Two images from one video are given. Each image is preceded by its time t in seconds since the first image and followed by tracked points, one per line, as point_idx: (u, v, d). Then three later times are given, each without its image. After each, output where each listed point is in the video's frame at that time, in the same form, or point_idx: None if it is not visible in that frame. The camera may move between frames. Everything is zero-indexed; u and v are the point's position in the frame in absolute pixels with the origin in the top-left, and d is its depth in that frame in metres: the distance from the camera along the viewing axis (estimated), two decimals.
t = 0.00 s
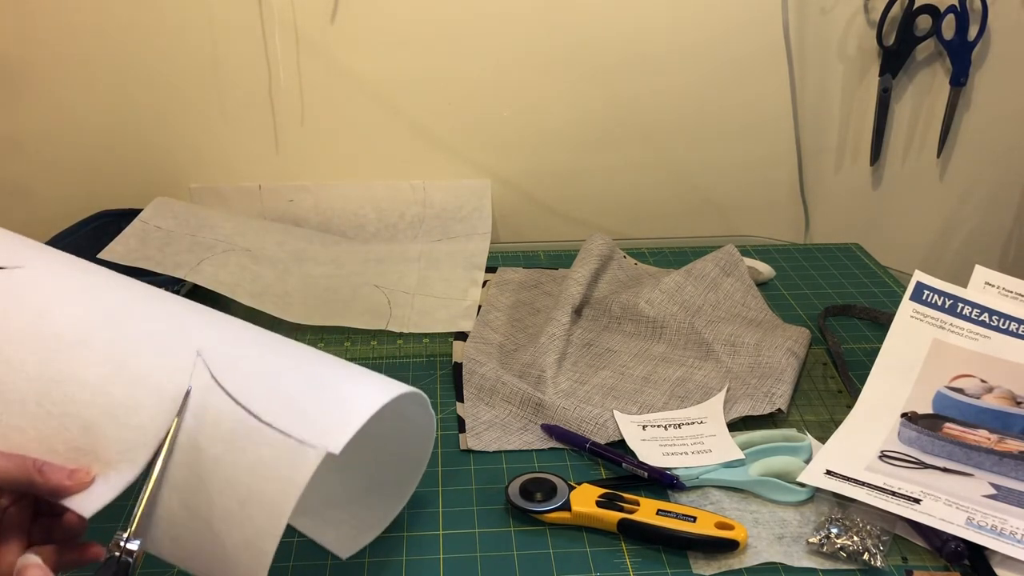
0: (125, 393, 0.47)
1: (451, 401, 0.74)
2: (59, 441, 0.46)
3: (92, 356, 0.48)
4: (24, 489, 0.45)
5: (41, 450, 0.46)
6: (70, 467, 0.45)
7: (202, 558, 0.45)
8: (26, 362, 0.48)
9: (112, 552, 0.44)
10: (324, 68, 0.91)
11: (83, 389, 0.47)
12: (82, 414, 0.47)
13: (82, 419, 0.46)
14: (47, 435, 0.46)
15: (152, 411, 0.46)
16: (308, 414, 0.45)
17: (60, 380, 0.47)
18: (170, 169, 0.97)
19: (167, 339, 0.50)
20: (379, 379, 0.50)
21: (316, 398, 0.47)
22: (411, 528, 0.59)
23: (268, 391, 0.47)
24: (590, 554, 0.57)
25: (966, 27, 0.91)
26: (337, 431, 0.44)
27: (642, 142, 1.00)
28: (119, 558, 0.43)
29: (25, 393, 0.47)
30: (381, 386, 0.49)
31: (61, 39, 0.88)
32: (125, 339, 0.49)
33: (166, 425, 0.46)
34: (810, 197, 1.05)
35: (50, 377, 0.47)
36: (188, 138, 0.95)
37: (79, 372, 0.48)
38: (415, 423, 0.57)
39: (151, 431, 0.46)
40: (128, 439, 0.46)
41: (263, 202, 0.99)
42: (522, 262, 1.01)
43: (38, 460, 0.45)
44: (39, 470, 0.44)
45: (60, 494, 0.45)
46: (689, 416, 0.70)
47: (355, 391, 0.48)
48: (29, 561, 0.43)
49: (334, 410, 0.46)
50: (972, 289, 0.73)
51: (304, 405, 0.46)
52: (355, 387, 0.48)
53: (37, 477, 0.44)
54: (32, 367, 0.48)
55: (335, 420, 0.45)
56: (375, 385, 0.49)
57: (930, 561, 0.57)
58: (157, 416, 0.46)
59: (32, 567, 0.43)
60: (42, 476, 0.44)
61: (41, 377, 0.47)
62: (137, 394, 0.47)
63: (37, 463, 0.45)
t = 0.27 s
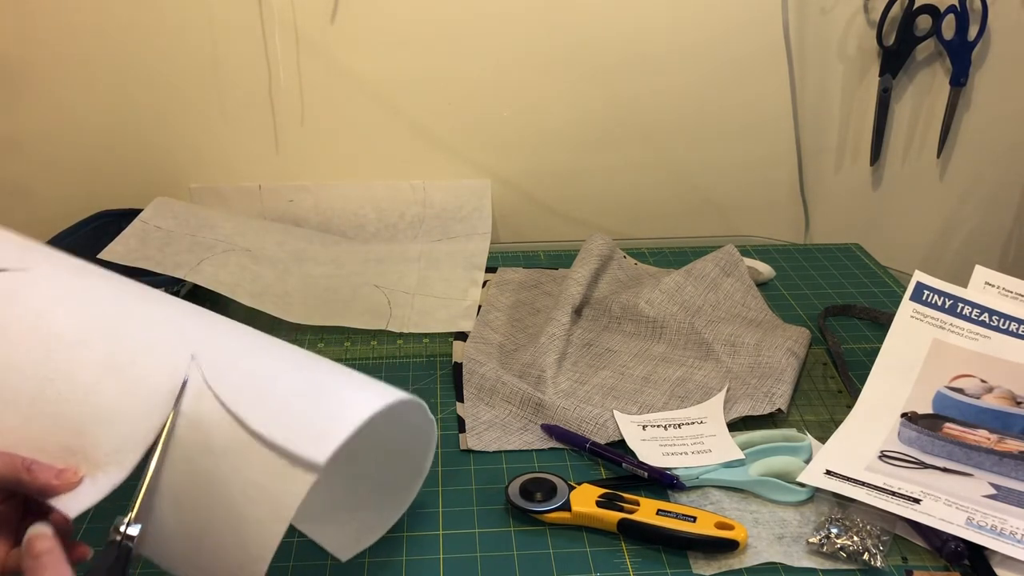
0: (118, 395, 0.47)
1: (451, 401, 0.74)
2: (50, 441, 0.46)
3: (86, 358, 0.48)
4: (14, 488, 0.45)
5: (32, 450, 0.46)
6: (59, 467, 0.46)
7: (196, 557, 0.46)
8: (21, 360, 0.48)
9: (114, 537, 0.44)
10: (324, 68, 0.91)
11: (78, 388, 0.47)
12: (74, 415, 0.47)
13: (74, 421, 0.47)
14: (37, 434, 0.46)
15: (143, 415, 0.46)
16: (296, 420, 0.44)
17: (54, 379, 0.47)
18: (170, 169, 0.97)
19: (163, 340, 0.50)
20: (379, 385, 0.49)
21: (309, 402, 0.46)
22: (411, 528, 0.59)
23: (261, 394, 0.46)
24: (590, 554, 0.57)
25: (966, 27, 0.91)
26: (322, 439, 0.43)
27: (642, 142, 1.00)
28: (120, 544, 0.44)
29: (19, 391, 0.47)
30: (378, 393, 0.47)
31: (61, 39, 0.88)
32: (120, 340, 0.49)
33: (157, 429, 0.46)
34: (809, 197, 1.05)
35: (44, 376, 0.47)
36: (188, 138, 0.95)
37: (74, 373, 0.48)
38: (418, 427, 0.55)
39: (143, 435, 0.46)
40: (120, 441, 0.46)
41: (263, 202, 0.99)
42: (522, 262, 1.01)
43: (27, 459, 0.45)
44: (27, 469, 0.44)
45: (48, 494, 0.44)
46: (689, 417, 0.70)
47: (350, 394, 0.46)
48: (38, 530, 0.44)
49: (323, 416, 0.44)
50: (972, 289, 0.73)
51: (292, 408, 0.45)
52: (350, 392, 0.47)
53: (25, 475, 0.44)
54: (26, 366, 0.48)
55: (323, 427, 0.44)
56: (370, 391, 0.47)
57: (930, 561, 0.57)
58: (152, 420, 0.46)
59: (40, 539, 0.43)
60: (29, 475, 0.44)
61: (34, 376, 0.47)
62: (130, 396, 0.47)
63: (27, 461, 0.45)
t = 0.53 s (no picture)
0: (103, 397, 0.47)
1: (451, 401, 0.74)
2: (38, 443, 0.46)
3: (78, 361, 0.48)
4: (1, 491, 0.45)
5: (20, 452, 0.46)
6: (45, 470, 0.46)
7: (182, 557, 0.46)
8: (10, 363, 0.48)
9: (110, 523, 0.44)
10: (324, 68, 0.91)
11: (65, 391, 0.47)
12: (60, 418, 0.47)
13: (61, 423, 0.47)
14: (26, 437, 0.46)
15: (131, 418, 0.46)
16: (280, 416, 0.44)
17: (41, 381, 0.48)
18: (171, 169, 0.97)
19: (150, 340, 0.50)
20: (370, 381, 0.48)
21: (296, 398, 0.45)
22: (411, 528, 0.59)
23: (249, 390, 0.46)
24: (590, 554, 0.57)
25: (966, 28, 0.91)
26: (303, 436, 0.43)
27: (642, 142, 1.00)
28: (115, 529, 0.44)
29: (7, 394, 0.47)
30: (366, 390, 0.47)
31: (61, 39, 0.88)
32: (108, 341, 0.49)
33: (142, 430, 0.46)
34: (809, 197, 1.05)
35: (32, 379, 0.48)
36: (188, 138, 0.95)
37: (61, 375, 0.48)
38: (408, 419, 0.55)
39: (128, 437, 0.46)
40: (106, 443, 0.46)
41: (263, 202, 0.99)
42: (522, 262, 1.01)
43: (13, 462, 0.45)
44: (14, 472, 0.44)
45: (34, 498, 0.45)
46: (689, 417, 0.70)
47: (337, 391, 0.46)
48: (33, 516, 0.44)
49: (307, 412, 0.44)
50: (972, 289, 0.73)
51: (278, 404, 0.45)
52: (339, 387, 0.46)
53: (11, 479, 0.44)
54: (17, 368, 0.48)
55: (306, 423, 0.44)
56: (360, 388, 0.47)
57: (930, 561, 0.57)
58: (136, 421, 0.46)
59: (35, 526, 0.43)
60: (15, 478, 0.44)
61: (22, 379, 0.48)
62: (115, 398, 0.47)
63: (13, 464, 0.45)
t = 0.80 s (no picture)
0: (95, 396, 0.47)
1: (451, 401, 0.74)
2: (31, 440, 0.47)
3: (73, 359, 0.48)
4: None
5: (13, 448, 0.46)
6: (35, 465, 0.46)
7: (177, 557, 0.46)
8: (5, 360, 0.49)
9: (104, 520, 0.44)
10: (324, 68, 0.91)
11: (58, 388, 0.47)
12: (53, 414, 0.47)
13: (53, 421, 0.47)
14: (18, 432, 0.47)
15: (121, 417, 0.46)
16: (268, 415, 0.44)
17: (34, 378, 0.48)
18: (171, 169, 0.97)
19: (144, 339, 0.50)
20: (364, 381, 0.47)
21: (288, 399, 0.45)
22: (411, 528, 0.59)
23: (242, 390, 0.46)
24: (590, 554, 0.57)
25: (966, 27, 0.91)
26: (289, 435, 0.42)
27: (642, 142, 1.00)
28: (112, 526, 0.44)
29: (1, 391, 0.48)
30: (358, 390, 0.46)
31: (61, 39, 0.88)
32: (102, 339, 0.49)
33: (132, 429, 0.46)
34: (809, 197, 1.05)
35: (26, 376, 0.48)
36: (187, 138, 0.95)
37: (55, 373, 0.48)
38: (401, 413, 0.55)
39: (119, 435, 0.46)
40: (96, 441, 0.46)
41: (263, 202, 0.99)
42: (522, 262, 1.01)
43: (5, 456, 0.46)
44: (4, 465, 0.45)
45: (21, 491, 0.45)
46: (689, 417, 0.70)
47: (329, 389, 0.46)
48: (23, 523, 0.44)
49: (295, 411, 0.44)
50: (972, 289, 0.73)
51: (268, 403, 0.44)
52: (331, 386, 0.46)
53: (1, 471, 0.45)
54: (13, 364, 0.48)
55: (294, 422, 0.43)
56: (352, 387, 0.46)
57: (930, 561, 0.57)
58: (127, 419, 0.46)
59: (27, 533, 0.43)
60: (5, 470, 0.45)
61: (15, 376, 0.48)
62: (107, 396, 0.47)
63: (5, 459, 0.45)
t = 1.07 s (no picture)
0: (96, 396, 0.47)
1: (451, 401, 0.74)
2: (28, 440, 0.46)
3: (73, 361, 0.48)
4: None
5: (10, 449, 0.46)
6: (34, 467, 0.46)
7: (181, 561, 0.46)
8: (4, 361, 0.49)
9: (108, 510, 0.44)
10: (324, 67, 0.91)
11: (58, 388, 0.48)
12: (53, 416, 0.47)
13: (51, 422, 0.47)
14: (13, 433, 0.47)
15: (121, 421, 0.46)
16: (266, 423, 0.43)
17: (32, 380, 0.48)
18: (171, 169, 0.97)
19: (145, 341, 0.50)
20: (365, 386, 0.46)
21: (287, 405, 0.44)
22: (410, 527, 0.59)
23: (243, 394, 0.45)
24: (590, 554, 0.57)
25: (966, 28, 0.91)
26: (290, 444, 0.42)
27: (642, 142, 1.00)
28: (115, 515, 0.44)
29: None
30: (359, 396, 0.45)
31: (61, 39, 0.88)
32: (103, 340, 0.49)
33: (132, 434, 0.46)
34: (809, 197, 1.05)
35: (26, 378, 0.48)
36: (187, 138, 0.95)
37: (55, 376, 0.48)
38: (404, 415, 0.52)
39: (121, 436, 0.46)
40: (96, 444, 0.46)
41: (263, 202, 0.99)
42: (522, 262, 1.01)
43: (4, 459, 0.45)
44: (3, 468, 0.45)
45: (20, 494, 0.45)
46: (689, 416, 0.70)
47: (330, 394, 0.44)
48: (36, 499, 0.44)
49: (294, 420, 0.43)
50: (972, 289, 0.73)
51: (267, 411, 0.44)
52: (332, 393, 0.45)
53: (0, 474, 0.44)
54: (12, 365, 0.48)
55: (293, 431, 0.42)
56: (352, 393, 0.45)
57: (930, 561, 0.57)
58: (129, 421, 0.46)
59: (38, 508, 0.43)
60: (4, 473, 0.44)
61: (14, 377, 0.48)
62: (107, 398, 0.47)
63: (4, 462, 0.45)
